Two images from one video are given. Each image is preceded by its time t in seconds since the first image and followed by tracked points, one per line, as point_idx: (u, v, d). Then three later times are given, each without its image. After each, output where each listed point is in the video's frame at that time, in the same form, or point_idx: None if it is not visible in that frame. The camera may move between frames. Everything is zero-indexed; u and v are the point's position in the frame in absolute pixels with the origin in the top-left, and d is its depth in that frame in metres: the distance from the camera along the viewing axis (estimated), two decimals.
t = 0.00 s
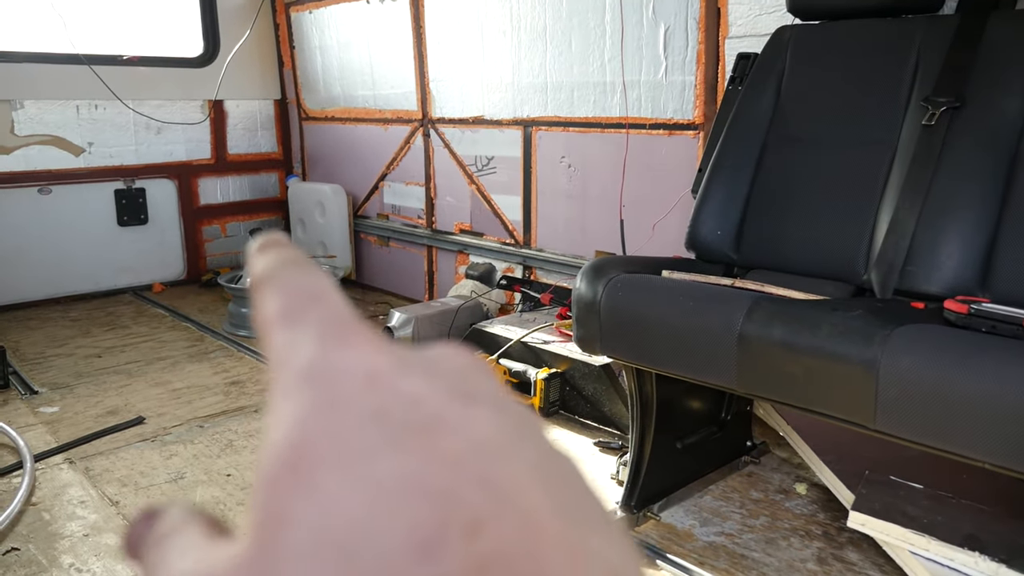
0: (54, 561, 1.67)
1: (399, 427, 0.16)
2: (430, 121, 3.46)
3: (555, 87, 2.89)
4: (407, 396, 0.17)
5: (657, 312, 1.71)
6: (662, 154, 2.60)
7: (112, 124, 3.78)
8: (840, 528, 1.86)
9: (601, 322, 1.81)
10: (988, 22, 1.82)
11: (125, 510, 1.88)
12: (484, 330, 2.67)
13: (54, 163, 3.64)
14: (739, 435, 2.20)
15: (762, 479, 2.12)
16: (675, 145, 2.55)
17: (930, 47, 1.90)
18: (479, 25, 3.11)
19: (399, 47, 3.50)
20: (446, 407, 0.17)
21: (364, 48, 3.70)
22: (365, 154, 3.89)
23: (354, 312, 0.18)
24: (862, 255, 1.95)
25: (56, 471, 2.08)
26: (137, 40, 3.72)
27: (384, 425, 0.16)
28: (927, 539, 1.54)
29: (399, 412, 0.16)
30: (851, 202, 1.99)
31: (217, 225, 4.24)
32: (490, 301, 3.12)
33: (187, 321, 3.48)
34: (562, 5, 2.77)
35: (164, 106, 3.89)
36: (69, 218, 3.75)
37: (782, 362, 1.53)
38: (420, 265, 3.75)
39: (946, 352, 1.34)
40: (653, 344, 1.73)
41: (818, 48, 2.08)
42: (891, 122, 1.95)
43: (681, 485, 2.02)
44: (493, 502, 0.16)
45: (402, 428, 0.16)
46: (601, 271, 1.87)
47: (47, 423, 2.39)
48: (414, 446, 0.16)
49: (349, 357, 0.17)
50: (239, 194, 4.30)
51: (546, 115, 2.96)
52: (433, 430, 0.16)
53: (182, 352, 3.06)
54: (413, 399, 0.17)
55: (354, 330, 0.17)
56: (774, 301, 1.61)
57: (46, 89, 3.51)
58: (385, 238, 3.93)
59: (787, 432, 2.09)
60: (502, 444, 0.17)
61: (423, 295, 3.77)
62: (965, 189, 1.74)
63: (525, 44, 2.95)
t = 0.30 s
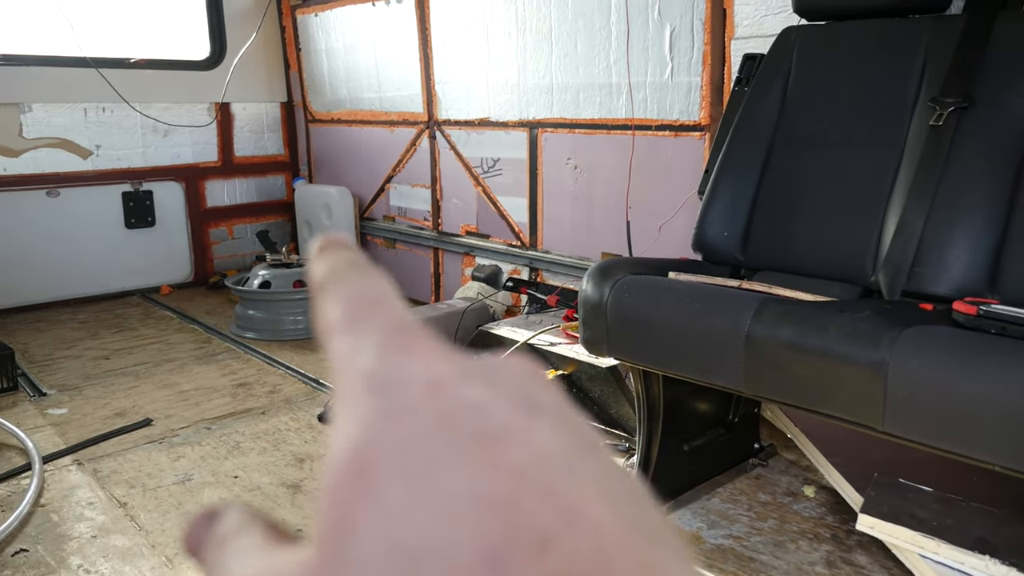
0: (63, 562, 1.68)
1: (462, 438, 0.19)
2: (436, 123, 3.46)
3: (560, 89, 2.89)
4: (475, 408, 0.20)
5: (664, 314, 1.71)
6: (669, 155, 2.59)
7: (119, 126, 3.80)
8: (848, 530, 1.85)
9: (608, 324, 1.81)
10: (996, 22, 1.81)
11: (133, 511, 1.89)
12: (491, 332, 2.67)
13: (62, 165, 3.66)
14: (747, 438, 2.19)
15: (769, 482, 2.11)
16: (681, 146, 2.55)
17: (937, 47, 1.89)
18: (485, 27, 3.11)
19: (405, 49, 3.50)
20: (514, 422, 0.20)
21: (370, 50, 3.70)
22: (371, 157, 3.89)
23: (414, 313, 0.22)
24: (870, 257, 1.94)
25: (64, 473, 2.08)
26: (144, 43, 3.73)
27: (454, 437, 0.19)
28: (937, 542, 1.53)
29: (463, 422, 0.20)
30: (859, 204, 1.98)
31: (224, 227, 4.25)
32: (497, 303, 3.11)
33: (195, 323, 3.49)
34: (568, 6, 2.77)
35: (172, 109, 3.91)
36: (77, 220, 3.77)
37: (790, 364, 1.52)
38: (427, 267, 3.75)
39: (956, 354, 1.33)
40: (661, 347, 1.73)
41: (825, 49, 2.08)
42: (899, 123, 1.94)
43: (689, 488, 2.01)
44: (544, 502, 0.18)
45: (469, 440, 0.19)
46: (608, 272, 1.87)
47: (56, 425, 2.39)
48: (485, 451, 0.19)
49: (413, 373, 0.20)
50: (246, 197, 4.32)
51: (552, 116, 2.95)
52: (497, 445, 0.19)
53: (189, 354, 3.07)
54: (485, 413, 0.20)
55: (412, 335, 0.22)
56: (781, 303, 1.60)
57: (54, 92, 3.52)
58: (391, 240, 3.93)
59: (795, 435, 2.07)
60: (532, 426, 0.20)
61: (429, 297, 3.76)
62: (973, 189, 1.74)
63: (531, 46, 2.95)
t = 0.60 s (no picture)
0: (67, 572, 1.68)
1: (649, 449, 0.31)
2: (438, 130, 3.47)
3: (561, 94, 2.90)
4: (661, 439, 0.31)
5: (666, 318, 1.71)
6: (670, 159, 2.59)
7: (122, 136, 3.81)
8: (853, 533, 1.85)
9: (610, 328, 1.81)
10: (995, 23, 1.81)
11: (137, 520, 1.89)
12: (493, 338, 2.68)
13: (65, 176, 3.68)
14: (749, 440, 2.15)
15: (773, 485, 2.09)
16: (681, 150, 2.55)
17: (937, 49, 1.90)
18: (485, 33, 3.12)
19: (406, 56, 3.51)
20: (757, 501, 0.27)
21: (371, 57, 3.71)
22: (373, 164, 3.91)
23: (630, 400, 0.34)
24: (872, 258, 1.94)
25: (68, 483, 2.09)
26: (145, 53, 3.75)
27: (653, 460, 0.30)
28: (942, 544, 1.52)
29: (639, 436, 0.33)
30: (859, 205, 1.98)
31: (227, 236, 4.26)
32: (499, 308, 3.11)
33: (198, 332, 3.50)
34: (568, 12, 2.78)
35: (174, 118, 3.92)
36: (81, 230, 3.78)
37: (792, 366, 1.52)
38: (429, 273, 3.76)
39: (957, 354, 1.33)
40: (663, 350, 1.72)
41: (824, 52, 2.08)
42: (899, 124, 1.94)
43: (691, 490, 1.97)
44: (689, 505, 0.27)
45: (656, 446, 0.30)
46: (610, 277, 1.88)
47: (60, 435, 2.40)
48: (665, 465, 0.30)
49: (640, 451, 0.31)
50: (249, 205, 4.33)
51: (553, 121, 2.95)
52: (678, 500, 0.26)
53: (193, 363, 3.07)
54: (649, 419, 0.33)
55: (607, 404, 0.34)
56: (782, 305, 1.60)
57: (57, 103, 3.55)
58: (394, 246, 3.94)
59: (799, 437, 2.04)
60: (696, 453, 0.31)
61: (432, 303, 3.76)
62: (974, 190, 1.73)
63: (531, 51, 2.96)
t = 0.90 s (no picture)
0: (105, 553, 1.72)
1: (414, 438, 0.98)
2: (467, 120, 3.47)
3: (591, 84, 2.88)
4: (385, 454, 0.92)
5: (697, 311, 1.70)
6: (702, 150, 2.56)
7: (156, 127, 3.87)
8: (887, 529, 1.82)
9: (641, 320, 1.80)
10: None
11: (172, 504, 1.93)
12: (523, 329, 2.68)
13: (102, 166, 3.74)
14: (782, 434, 2.15)
15: (806, 479, 2.08)
16: (714, 140, 2.53)
17: (979, 37, 1.84)
18: (514, 23, 3.11)
19: (436, 47, 3.51)
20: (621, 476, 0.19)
21: (401, 48, 3.72)
22: (403, 155, 3.92)
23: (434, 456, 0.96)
24: (909, 250, 1.90)
25: (106, 466, 2.13)
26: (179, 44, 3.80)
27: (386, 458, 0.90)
28: (980, 542, 1.49)
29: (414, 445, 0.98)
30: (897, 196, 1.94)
31: (259, 225, 4.31)
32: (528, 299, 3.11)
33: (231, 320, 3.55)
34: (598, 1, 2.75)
35: (207, 110, 3.97)
36: (117, 219, 3.84)
37: (827, 360, 1.50)
38: (459, 264, 3.77)
39: (997, 349, 1.30)
40: (694, 342, 1.71)
41: (861, 40, 2.04)
42: (939, 114, 1.90)
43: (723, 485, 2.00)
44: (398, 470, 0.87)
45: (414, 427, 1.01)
46: (640, 268, 1.86)
47: (98, 419, 2.45)
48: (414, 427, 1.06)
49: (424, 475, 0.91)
50: (281, 196, 4.38)
51: (583, 112, 2.94)
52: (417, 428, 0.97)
53: (226, 351, 3.12)
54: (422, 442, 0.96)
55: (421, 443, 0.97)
56: (817, 297, 1.58)
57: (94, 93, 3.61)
58: (423, 237, 3.95)
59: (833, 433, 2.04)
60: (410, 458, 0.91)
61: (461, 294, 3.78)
62: (1017, 181, 1.68)
63: (561, 41, 2.94)
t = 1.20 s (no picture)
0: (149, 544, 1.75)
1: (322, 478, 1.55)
2: (507, 119, 3.46)
3: (633, 83, 2.86)
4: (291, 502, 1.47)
5: (740, 314, 1.67)
6: (746, 150, 2.52)
7: (201, 124, 3.93)
8: (935, 542, 1.77)
9: (682, 323, 1.77)
10: None
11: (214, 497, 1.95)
12: (561, 329, 2.66)
13: (148, 162, 3.81)
14: (827, 442, 2.11)
15: (850, 489, 2.03)
16: (758, 141, 2.48)
17: None
18: (555, 21, 3.09)
19: (477, 46, 3.51)
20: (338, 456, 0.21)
21: (442, 46, 3.73)
22: (443, 152, 3.93)
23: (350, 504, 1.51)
24: (962, 254, 1.84)
25: (150, 458, 2.17)
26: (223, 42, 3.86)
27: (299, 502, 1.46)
28: None
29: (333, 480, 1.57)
30: (950, 199, 1.88)
31: (300, 222, 4.35)
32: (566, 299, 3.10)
33: (271, 315, 3.59)
34: None
35: (251, 106, 4.02)
36: (161, 214, 3.90)
37: (875, 368, 1.45)
38: (496, 263, 3.76)
39: None
40: (737, 346, 1.69)
41: (913, 39, 1.99)
42: (995, 114, 1.83)
43: (765, 492, 1.96)
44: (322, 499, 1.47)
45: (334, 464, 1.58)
46: (683, 269, 1.83)
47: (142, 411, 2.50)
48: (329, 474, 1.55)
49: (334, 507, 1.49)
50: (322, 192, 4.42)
51: (624, 111, 2.91)
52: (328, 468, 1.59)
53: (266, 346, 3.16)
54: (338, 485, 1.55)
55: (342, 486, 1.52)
56: (866, 303, 1.54)
57: (142, 90, 3.68)
58: (461, 234, 3.96)
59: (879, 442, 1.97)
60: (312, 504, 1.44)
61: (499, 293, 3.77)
62: None
63: (603, 39, 2.92)
